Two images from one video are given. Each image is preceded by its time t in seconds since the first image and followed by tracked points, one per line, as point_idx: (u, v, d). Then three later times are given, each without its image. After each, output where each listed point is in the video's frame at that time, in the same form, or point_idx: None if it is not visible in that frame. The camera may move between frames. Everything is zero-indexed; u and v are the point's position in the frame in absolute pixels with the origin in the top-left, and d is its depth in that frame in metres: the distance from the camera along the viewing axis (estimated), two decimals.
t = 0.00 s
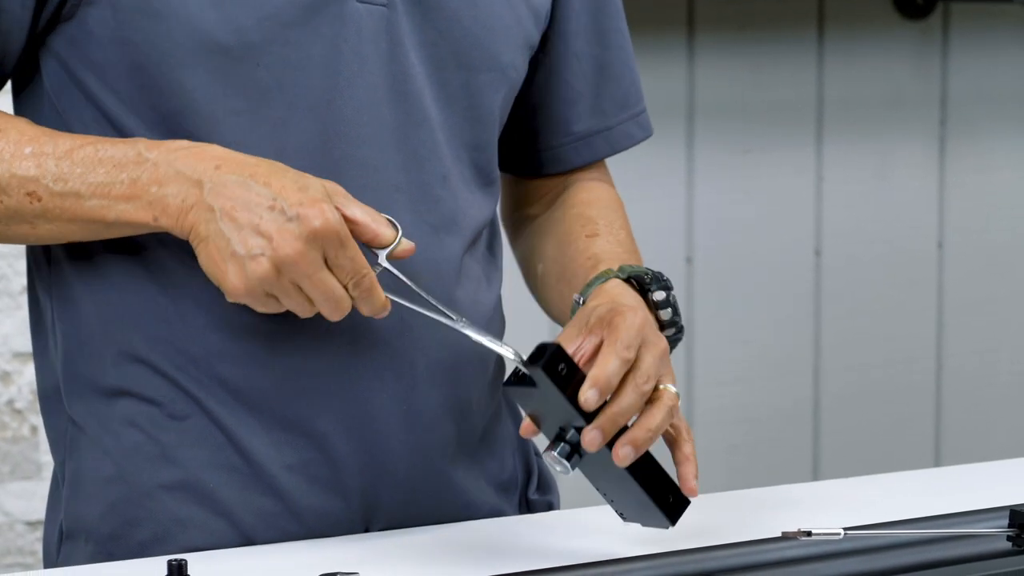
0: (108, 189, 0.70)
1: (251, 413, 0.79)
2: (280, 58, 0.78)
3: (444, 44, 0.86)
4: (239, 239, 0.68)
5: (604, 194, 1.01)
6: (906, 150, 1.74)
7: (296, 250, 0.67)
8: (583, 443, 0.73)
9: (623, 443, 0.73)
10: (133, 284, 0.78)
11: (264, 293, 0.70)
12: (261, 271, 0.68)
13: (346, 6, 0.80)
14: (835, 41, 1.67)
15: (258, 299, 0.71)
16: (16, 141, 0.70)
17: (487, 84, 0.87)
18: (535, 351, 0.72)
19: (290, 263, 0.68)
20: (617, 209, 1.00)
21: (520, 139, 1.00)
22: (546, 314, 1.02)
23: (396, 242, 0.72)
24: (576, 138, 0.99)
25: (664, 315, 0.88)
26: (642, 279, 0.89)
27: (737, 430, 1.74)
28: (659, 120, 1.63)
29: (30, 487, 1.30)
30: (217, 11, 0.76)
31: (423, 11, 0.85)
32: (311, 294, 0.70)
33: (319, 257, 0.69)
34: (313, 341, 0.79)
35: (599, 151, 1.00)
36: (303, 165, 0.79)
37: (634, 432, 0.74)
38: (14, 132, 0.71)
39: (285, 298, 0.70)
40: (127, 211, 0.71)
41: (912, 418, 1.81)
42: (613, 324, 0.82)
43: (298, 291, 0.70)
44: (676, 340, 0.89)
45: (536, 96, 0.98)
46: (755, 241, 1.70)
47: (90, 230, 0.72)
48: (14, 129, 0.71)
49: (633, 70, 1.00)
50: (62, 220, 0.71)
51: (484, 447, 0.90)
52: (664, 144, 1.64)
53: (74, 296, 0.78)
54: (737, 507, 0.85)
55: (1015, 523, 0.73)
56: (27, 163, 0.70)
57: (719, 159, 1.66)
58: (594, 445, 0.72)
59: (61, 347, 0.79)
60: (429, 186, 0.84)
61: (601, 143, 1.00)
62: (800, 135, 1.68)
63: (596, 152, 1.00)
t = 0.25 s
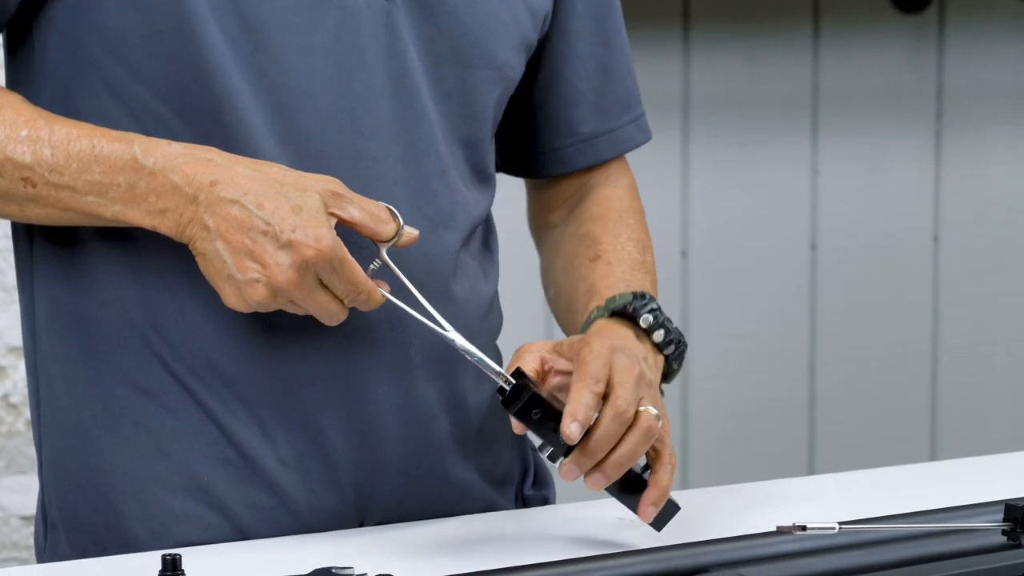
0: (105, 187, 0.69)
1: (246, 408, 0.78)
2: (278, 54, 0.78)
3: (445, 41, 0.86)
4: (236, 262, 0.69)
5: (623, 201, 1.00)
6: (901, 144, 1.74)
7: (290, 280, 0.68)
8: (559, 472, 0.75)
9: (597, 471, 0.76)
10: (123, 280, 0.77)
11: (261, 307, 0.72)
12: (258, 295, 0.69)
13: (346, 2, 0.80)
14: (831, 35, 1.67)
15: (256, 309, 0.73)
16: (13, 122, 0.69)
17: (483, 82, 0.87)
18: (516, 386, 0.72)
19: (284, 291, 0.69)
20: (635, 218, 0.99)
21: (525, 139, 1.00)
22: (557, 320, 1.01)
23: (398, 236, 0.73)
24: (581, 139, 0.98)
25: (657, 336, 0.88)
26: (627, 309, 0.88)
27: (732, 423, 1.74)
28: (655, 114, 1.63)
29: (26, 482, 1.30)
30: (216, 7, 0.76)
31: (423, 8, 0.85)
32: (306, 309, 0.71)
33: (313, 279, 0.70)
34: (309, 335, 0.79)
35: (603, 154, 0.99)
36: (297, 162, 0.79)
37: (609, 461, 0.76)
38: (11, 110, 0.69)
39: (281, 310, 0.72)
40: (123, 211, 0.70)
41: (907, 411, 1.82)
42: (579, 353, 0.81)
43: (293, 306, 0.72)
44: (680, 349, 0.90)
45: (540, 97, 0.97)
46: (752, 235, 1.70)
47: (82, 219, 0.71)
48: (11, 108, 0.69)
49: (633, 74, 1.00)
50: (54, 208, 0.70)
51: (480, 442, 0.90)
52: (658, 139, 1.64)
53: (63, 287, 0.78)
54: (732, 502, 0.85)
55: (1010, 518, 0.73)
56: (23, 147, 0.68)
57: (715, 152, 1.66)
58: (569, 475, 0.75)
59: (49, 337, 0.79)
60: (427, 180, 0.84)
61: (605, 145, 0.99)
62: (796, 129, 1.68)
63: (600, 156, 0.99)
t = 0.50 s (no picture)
0: (120, 180, 0.69)
1: (252, 405, 0.78)
2: (287, 56, 0.78)
3: (453, 43, 0.86)
4: (247, 268, 0.70)
5: (646, 217, 1.01)
6: (903, 142, 1.73)
7: (300, 289, 0.69)
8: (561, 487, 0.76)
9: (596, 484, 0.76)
10: (130, 276, 0.77)
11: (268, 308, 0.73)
12: (267, 300, 0.71)
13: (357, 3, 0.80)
14: (833, 33, 1.67)
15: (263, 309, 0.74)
16: (29, 105, 0.68)
17: (490, 87, 0.87)
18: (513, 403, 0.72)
19: (293, 298, 0.70)
20: (657, 237, 1.00)
21: (540, 151, 1.01)
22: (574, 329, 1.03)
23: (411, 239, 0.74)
24: (597, 152, 1.00)
25: (651, 374, 0.88)
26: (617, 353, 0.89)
27: (733, 421, 1.74)
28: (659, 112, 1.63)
29: (29, 479, 1.30)
30: (227, 6, 0.76)
31: (433, 8, 0.85)
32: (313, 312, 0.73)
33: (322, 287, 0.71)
34: (314, 333, 0.79)
35: (616, 166, 1.01)
36: (304, 164, 0.79)
37: (607, 473, 0.76)
38: (28, 93, 0.68)
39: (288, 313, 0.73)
40: (136, 204, 0.70)
41: (909, 408, 1.82)
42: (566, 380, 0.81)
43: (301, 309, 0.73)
44: (682, 378, 0.90)
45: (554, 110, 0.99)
46: (754, 233, 1.70)
47: (92, 207, 0.71)
48: (28, 91, 0.68)
49: (639, 87, 1.02)
50: (65, 193, 0.69)
51: (485, 441, 0.89)
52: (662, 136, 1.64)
53: (70, 282, 0.78)
54: (735, 499, 0.85)
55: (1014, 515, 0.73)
56: (39, 132, 0.68)
57: (718, 150, 1.66)
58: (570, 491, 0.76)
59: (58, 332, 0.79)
60: (438, 182, 0.84)
61: (618, 158, 1.01)
62: (798, 126, 1.69)
63: (612, 168, 1.01)
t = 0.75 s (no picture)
0: (127, 173, 0.68)
1: (252, 402, 0.78)
2: (293, 56, 0.78)
3: (461, 45, 0.86)
4: (250, 271, 0.70)
5: (647, 226, 1.00)
6: (901, 138, 1.73)
7: (303, 292, 0.70)
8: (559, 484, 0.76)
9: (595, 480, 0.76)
10: (133, 273, 0.77)
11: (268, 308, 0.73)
12: (269, 302, 0.71)
13: (366, 3, 0.80)
14: (832, 30, 1.68)
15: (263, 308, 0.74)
16: (40, 94, 0.67)
17: (494, 90, 0.87)
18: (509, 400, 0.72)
19: (295, 301, 0.71)
20: (657, 246, 1.00)
21: (544, 154, 1.02)
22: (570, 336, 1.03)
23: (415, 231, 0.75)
24: (601, 159, 1.00)
25: (644, 381, 0.88)
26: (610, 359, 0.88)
27: (730, 418, 1.75)
28: (657, 108, 1.65)
29: (28, 476, 1.30)
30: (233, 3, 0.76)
31: (438, 7, 0.84)
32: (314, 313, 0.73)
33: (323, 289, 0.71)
34: (315, 331, 0.79)
35: (620, 173, 1.01)
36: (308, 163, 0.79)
37: (605, 467, 0.76)
38: (39, 82, 0.68)
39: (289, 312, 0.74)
40: (140, 199, 0.69)
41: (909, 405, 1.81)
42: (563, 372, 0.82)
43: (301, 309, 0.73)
44: (675, 384, 0.90)
45: (560, 114, 0.99)
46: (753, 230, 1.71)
47: (94, 200, 0.70)
48: (39, 80, 0.68)
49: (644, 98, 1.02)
50: (70, 184, 0.68)
51: (486, 439, 0.89)
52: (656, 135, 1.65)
53: (71, 277, 0.78)
54: (735, 496, 0.85)
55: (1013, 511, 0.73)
56: (49, 122, 0.67)
57: (716, 146, 1.67)
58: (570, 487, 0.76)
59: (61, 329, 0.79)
60: (442, 183, 0.84)
61: (622, 165, 1.01)
62: (796, 123, 1.69)
63: (616, 175, 1.01)
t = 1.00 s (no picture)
0: (133, 165, 0.68)
1: (255, 399, 0.78)
2: (300, 55, 0.78)
3: (469, 44, 0.85)
4: (256, 263, 0.70)
5: (653, 226, 1.00)
6: (902, 136, 1.72)
7: (309, 284, 0.70)
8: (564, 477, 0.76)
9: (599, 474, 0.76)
10: (139, 269, 0.77)
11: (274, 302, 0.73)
12: (275, 295, 0.71)
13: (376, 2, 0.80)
14: (834, 27, 1.67)
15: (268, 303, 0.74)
16: (45, 86, 0.67)
17: (503, 90, 0.87)
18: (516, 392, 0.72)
19: (302, 293, 0.70)
20: (663, 246, 0.99)
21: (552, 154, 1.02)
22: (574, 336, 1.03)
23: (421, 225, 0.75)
24: (608, 160, 1.00)
25: (651, 378, 0.88)
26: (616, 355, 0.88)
27: (732, 416, 1.76)
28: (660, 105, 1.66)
29: (29, 473, 1.30)
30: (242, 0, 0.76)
31: (447, 7, 0.84)
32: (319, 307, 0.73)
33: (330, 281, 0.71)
34: (319, 328, 0.79)
35: (627, 175, 1.01)
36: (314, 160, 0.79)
37: (610, 462, 0.76)
38: (44, 74, 0.68)
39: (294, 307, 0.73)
40: (146, 191, 0.69)
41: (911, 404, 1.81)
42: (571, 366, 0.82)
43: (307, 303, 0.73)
44: (681, 382, 0.90)
45: (568, 115, 0.99)
46: (754, 228, 1.71)
47: (100, 193, 0.69)
48: (44, 72, 0.68)
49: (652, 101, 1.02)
50: (75, 176, 0.68)
51: (490, 437, 0.89)
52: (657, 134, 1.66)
53: (78, 272, 0.78)
54: (739, 494, 0.85)
55: (1018, 510, 0.73)
56: (54, 114, 0.67)
57: (717, 143, 1.68)
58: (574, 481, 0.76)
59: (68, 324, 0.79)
60: (449, 184, 0.84)
61: (629, 167, 1.01)
62: (798, 120, 1.69)
63: (624, 176, 1.01)
